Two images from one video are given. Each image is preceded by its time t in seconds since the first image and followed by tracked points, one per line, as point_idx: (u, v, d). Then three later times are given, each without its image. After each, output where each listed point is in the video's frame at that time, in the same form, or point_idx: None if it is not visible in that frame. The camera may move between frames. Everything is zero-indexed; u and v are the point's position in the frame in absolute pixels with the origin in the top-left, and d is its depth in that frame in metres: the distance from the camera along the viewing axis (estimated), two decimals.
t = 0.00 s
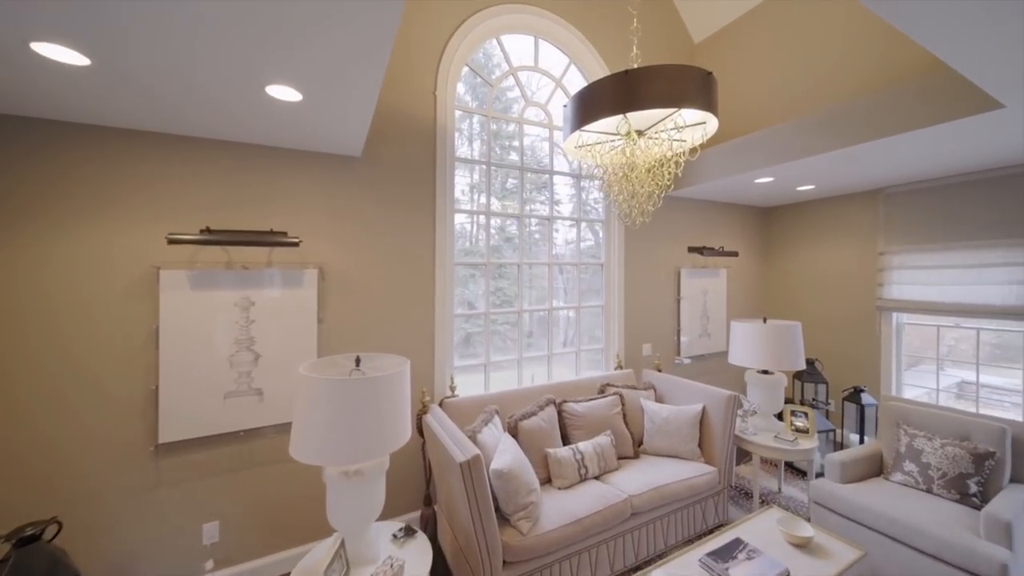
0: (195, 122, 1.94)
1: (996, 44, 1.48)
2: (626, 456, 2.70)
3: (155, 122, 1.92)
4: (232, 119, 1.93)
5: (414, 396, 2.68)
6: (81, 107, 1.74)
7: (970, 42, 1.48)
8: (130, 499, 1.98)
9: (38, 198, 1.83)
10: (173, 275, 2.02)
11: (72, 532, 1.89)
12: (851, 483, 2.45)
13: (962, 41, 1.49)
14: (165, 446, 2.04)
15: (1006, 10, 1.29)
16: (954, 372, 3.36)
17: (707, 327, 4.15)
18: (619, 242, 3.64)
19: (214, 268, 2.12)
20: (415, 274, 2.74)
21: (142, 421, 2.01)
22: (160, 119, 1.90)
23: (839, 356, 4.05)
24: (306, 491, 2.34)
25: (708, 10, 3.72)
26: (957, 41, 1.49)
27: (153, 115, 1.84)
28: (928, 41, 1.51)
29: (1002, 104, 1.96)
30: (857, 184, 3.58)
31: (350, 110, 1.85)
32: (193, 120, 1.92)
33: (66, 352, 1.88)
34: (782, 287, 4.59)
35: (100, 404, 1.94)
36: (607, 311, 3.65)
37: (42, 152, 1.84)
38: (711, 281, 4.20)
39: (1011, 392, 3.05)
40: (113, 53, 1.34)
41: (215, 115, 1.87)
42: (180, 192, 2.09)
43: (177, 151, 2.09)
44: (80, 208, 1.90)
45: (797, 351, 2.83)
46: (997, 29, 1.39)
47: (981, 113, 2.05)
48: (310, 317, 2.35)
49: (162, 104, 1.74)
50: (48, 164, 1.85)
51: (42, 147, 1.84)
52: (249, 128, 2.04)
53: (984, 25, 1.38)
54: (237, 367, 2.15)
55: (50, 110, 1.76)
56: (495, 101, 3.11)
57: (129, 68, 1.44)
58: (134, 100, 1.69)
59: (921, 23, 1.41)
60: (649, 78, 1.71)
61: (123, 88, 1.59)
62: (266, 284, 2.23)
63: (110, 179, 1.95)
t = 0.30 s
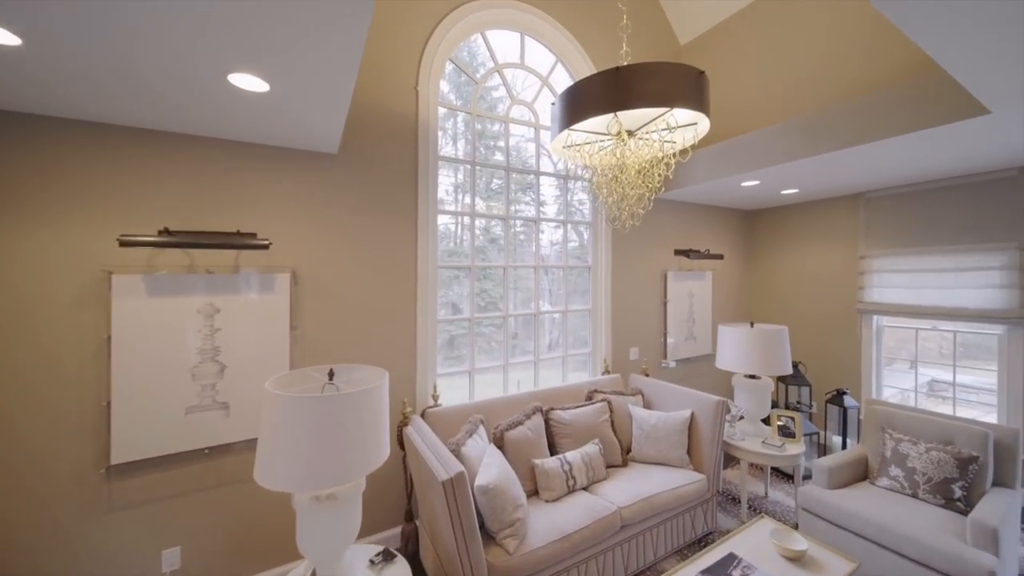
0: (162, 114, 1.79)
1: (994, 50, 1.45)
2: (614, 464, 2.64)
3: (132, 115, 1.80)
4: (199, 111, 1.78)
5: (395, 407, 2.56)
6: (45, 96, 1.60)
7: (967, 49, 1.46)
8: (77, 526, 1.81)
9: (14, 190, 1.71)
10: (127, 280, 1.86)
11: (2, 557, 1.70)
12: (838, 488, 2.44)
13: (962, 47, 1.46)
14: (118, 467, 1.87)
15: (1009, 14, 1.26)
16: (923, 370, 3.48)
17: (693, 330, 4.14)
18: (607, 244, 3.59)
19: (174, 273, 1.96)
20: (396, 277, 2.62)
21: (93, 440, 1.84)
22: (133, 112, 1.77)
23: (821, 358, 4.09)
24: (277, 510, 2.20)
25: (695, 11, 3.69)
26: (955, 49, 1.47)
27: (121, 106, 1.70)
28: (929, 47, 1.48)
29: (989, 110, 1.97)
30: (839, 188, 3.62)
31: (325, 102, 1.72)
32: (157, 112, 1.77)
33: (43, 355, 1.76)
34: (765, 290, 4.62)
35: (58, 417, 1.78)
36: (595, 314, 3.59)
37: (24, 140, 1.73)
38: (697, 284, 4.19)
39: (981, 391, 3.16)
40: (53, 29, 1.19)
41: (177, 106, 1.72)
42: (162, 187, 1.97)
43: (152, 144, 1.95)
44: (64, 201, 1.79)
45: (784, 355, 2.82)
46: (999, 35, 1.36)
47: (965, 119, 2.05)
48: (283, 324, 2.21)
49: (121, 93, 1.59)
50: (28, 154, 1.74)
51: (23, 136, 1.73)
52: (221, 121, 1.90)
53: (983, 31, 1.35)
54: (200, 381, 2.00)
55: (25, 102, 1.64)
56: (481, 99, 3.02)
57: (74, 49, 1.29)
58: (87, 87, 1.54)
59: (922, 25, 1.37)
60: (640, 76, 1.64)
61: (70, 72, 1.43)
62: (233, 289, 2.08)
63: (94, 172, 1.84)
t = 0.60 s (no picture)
0: (154, 112, 1.73)
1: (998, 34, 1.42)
2: (606, 472, 2.58)
3: (121, 111, 1.71)
4: (180, 105, 1.69)
5: (378, 417, 2.45)
6: (21, 89, 1.50)
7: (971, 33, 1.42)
8: (24, 554, 1.65)
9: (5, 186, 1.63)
10: (83, 285, 1.72)
11: None
12: (831, 494, 2.41)
13: (966, 25, 1.42)
14: (72, 488, 1.73)
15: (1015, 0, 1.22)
16: (904, 369, 3.52)
17: (683, 333, 4.12)
18: (597, 246, 3.54)
19: (136, 277, 1.83)
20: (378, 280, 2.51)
21: (44, 459, 1.69)
22: (117, 106, 1.68)
23: (808, 359, 4.11)
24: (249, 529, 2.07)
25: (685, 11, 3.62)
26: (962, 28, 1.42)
27: (101, 100, 1.61)
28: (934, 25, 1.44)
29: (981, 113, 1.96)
30: (825, 192, 3.65)
31: (302, 94, 1.61)
32: (135, 107, 1.68)
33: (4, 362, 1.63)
34: (752, 293, 4.63)
35: (7, 433, 1.63)
36: (585, 318, 3.54)
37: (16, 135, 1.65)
38: (686, 287, 4.18)
39: (963, 393, 3.20)
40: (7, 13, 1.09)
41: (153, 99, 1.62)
42: (151, 186, 1.88)
43: (135, 138, 1.86)
44: (56, 194, 1.71)
45: (775, 359, 2.80)
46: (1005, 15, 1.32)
47: (955, 123, 2.05)
48: (257, 331, 2.08)
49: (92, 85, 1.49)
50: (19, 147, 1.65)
51: (12, 130, 1.64)
52: (205, 117, 1.80)
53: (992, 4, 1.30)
54: (165, 393, 1.86)
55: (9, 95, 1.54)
56: (469, 97, 2.94)
57: (18, 30, 1.16)
58: (53, 75, 1.42)
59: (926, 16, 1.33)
60: (635, 73, 1.58)
61: (34, 61, 1.32)
62: (204, 294, 1.95)
63: (92, 169, 1.77)
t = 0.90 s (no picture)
0: (162, 113, 1.69)
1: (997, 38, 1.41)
2: (598, 477, 2.54)
3: (121, 109, 1.65)
4: (182, 104, 1.63)
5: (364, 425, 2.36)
6: (16, 85, 1.43)
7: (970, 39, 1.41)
8: None
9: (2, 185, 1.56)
10: (44, 290, 1.60)
11: None
12: (821, 496, 2.42)
13: (965, 31, 1.41)
14: (31, 508, 1.60)
15: None
16: (885, 368, 3.59)
17: (672, 335, 4.13)
18: (587, 248, 3.52)
19: (103, 281, 1.71)
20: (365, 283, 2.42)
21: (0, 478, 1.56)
22: (116, 105, 1.62)
23: (794, 360, 4.16)
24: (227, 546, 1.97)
25: (674, 12, 3.57)
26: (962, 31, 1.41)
27: (97, 97, 1.54)
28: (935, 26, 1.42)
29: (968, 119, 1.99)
30: (811, 195, 3.69)
31: (285, 90, 1.53)
32: (143, 108, 1.64)
33: None
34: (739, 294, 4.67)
35: None
36: (576, 320, 3.51)
37: (13, 132, 1.58)
38: (676, 289, 4.19)
39: (944, 393, 3.27)
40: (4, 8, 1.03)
41: (154, 98, 1.56)
42: (152, 187, 1.83)
43: (137, 137, 1.80)
44: (55, 195, 1.65)
45: (766, 361, 2.80)
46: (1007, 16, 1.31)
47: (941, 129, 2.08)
48: (236, 337, 1.98)
49: (93, 84, 1.43)
50: (14, 145, 1.58)
51: (9, 126, 1.58)
52: (208, 117, 1.75)
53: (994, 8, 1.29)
54: (135, 405, 1.75)
55: (6, 92, 1.48)
56: (458, 95, 2.88)
57: None
58: (49, 73, 1.35)
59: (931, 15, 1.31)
60: (631, 74, 1.55)
61: (29, 56, 1.25)
62: (179, 299, 1.85)
63: (93, 169, 1.71)
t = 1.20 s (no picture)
0: (166, 113, 1.65)
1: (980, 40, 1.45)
2: (586, 480, 2.53)
3: (125, 109, 1.61)
4: (189, 105, 1.60)
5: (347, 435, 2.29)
6: (21, 84, 1.39)
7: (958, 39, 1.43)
8: None
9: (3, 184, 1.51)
10: None
11: None
12: (801, 492, 2.47)
13: (949, 33, 1.44)
14: None
15: None
16: (856, 366, 3.73)
17: (656, 336, 4.17)
18: (574, 250, 3.51)
19: (60, 286, 1.59)
20: (346, 286, 2.34)
21: None
22: (122, 105, 1.58)
23: (772, 359, 4.27)
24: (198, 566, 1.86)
25: (661, 16, 3.58)
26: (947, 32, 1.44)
27: (100, 96, 1.49)
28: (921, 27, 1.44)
29: (939, 127, 2.07)
30: (789, 199, 3.80)
31: (263, 84, 1.45)
32: (148, 108, 1.60)
33: None
34: (720, 296, 4.76)
35: None
36: (562, 323, 3.50)
37: (15, 130, 1.53)
38: (660, 291, 4.24)
39: (912, 390, 3.41)
40: (10, 6, 0.99)
41: (160, 97, 1.52)
42: (155, 187, 1.79)
43: (141, 137, 1.76)
44: (55, 194, 1.60)
45: (748, 362, 2.85)
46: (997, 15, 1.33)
47: (913, 137, 2.16)
48: (208, 344, 1.88)
49: (97, 82, 1.38)
50: (16, 142, 1.53)
51: (12, 124, 1.53)
52: (212, 116, 1.71)
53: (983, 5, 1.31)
54: (95, 421, 1.63)
55: (9, 90, 1.43)
56: (445, 94, 2.82)
57: None
58: (54, 72, 1.31)
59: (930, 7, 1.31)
60: (622, 76, 1.53)
61: (34, 55, 1.21)
62: (148, 304, 1.74)
63: (97, 171, 1.67)
